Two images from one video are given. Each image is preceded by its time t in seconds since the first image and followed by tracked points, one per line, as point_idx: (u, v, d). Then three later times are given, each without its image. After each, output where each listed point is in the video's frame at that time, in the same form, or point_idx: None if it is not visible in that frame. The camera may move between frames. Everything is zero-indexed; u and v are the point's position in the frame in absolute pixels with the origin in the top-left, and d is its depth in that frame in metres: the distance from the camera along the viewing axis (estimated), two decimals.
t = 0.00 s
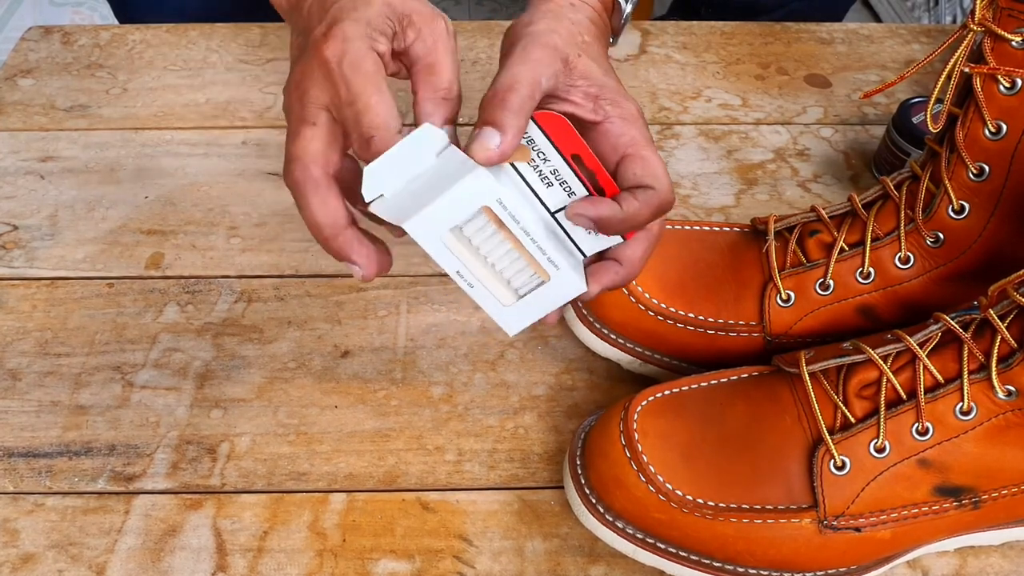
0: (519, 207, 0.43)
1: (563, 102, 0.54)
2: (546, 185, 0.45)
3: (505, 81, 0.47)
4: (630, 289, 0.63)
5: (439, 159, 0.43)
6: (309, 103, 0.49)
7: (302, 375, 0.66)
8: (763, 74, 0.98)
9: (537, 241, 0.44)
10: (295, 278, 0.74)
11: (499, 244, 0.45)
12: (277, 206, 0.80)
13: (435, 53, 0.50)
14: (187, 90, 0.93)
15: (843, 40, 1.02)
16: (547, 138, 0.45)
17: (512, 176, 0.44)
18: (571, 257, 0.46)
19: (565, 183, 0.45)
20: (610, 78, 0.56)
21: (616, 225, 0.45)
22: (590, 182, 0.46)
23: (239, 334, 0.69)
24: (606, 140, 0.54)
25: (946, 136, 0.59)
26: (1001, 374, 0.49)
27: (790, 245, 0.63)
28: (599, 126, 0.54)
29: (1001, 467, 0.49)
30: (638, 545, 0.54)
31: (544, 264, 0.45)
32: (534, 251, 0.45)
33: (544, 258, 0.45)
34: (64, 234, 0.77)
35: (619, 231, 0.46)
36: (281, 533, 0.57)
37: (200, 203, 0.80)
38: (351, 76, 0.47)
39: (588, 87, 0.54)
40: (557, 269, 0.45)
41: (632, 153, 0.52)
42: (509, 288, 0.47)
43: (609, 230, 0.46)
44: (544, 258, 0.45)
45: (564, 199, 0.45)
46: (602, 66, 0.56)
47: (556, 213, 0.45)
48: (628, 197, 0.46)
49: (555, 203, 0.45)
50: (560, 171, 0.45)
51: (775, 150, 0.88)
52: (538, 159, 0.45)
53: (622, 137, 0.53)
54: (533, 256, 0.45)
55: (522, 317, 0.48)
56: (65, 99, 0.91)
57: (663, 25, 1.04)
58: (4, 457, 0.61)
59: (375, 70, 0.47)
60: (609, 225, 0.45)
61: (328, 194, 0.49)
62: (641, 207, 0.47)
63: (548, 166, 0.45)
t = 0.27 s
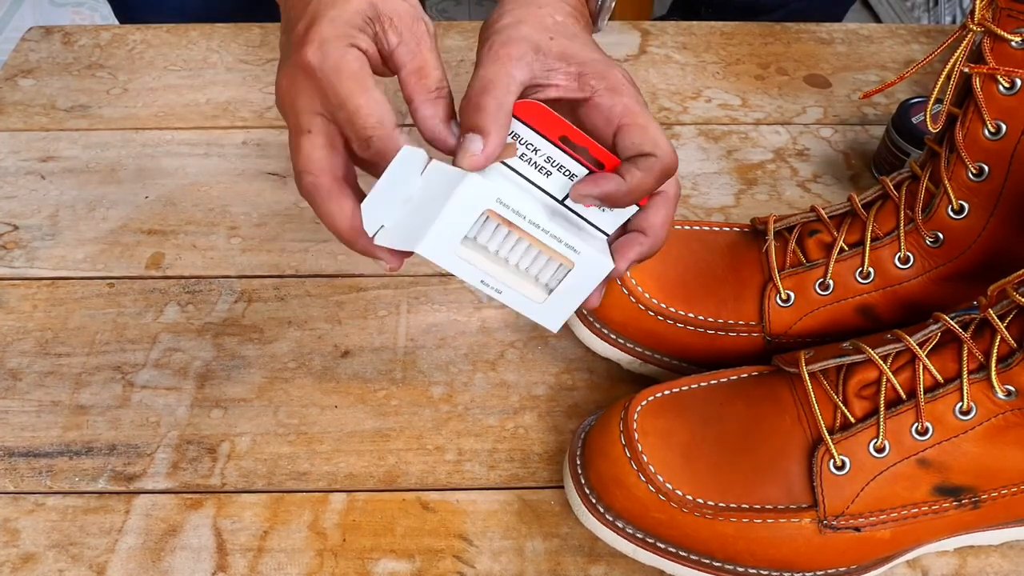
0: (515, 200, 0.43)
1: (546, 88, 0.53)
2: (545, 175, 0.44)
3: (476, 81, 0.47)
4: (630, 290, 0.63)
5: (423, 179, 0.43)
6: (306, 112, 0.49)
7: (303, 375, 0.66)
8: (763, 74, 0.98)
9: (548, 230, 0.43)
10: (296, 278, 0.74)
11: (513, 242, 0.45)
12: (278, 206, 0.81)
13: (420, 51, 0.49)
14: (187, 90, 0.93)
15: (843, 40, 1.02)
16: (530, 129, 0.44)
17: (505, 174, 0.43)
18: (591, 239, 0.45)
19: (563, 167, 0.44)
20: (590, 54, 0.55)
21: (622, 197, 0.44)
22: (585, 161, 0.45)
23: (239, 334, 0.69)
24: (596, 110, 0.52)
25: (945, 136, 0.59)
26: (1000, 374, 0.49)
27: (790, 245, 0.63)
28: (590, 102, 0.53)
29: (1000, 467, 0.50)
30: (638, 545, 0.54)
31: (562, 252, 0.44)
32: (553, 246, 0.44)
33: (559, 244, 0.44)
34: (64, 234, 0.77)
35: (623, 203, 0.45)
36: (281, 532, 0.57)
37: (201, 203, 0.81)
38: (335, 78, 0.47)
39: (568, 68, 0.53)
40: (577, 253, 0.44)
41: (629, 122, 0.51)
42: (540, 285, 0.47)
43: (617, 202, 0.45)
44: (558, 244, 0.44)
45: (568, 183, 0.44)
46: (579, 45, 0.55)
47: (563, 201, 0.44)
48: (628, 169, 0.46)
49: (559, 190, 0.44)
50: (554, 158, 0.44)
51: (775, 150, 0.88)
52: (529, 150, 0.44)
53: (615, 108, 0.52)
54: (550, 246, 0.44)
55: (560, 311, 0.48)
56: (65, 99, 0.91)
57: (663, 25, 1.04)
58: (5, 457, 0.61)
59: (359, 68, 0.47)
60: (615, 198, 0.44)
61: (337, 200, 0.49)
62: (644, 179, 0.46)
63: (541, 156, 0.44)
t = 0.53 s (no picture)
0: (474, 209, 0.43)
1: (553, 62, 0.53)
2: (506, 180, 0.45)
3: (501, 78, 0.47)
4: (630, 290, 0.63)
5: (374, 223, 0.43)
6: (299, 191, 0.53)
7: (303, 375, 0.66)
8: (763, 74, 0.98)
9: (515, 235, 0.43)
10: (296, 278, 0.74)
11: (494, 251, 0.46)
12: (278, 206, 0.80)
13: (378, 121, 0.48)
14: (187, 90, 0.93)
15: (843, 40, 1.02)
16: (477, 145, 0.45)
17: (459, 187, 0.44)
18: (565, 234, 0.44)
19: (519, 168, 0.45)
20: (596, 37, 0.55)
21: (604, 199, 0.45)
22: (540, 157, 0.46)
23: (239, 334, 0.69)
24: (595, 102, 0.53)
25: (946, 136, 0.59)
26: (1001, 373, 0.49)
27: (790, 245, 0.63)
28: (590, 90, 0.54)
29: (1001, 467, 0.49)
30: (638, 545, 0.54)
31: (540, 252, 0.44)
32: (525, 247, 0.44)
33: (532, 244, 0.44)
34: (64, 234, 0.77)
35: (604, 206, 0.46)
36: (281, 533, 0.57)
37: (200, 203, 0.80)
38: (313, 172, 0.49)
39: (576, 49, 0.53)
40: (553, 249, 0.44)
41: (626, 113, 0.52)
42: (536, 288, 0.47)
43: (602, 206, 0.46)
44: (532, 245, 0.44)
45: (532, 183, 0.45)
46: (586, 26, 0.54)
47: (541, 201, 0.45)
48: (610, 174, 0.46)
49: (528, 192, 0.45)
50: (509, 163, 0.45)
51: (775, 150, 0.88)
52: (483, 162, 0.45)
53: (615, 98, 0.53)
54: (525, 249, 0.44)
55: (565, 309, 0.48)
56: (65, 99, 0.91)
57: (663, 25, 1.04)
58: (4, 457, 0.61)
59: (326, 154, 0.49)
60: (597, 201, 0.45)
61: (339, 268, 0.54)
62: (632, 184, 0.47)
63: (496, 164, 0.45)
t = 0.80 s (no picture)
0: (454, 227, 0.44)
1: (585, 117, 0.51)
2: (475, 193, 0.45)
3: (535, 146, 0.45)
4: (630, 290, 0.63)
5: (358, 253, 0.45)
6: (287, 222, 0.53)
7: (302, 375, 0.66)
8: (763, 74, 0.98)
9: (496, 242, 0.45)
10: (295, 278, 0.74)
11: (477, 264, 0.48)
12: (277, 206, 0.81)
13: (345, 152, 0.47)
14: (187, 90, 0.93)
15: (843, 40, 1.02)
16: (440, 162, 0.44)
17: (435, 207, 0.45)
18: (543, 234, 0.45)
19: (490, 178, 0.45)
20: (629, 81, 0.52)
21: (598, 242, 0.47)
22: (506, 162, 0.45)
23: (239, 334, 0.69)
24: (625, 149, 0.51)
25: (946, 136, 0.59)
26: (1001, 374, 0.49)
27: (790, 245, 0.63)
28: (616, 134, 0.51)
29: (1000, 467, 0.50)
30: (638, 545, 0.54)
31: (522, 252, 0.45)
32: (508, 251, 0.45)
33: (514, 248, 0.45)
34: (63, 234, 0.77)
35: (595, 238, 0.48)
36: (281, 533, 0.57)
37: (200, 203, 0.80)
38: (294, 208, 0.50)
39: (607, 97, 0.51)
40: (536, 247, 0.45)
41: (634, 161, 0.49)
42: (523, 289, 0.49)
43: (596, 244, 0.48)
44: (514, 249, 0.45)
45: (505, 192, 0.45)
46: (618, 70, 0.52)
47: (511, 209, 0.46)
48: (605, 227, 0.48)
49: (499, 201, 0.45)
50: (478, 175, 0.44)
51: (775, 150, 0.88)
52: (452, 178, 0.44)
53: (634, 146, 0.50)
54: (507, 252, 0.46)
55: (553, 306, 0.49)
56: (65, 99, 0.91)
57: (663, 25, 1.04)
58: (4, 457, 0.61)
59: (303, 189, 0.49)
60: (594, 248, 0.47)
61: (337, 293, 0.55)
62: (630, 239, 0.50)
63: (464, 178, 0.44)
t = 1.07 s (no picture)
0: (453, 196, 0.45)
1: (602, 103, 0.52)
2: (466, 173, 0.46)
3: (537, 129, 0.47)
4: (630, 290, 0.63)
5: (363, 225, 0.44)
6: (259, 217, 0.51)
7: (302, 375, 0.66)
8: (763, 74, 0.98)
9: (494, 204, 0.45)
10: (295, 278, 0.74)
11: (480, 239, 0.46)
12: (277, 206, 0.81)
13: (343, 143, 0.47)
14: (187, 90, 0.93)
15: (843, 40, 1.02)
16: (431, 144, 0.45)
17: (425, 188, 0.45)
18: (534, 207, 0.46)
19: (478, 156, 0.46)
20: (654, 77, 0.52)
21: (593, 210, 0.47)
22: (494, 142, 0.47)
23: (239, 334, 0.69)
24: (634, 139, 0.51)
25: (946, 136, 0.59)
26: (1001, 374, 0.49)
27: (790, 245, 0.63)
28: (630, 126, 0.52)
29: (1000, 467, 0.49)
30: (638, 545, 0.54)
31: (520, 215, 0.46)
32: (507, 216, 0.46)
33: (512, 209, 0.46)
34: (63, 234, 0.77)
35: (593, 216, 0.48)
36: (281, 533, 0.57)
37: (200, 203, 0.80)
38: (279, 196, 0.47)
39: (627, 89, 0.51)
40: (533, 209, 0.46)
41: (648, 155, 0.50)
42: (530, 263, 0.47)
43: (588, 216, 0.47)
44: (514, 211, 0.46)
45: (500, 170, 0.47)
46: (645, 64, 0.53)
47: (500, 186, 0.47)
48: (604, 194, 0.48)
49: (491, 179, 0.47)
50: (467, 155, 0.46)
51: (775, 150, 0.88)
52: (443, 160, 0.45)
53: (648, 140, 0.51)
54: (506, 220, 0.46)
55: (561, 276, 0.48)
56: (65, 99, 0.91)
57: (663, 25, 1.04)
58: (4, 457, 0.61)
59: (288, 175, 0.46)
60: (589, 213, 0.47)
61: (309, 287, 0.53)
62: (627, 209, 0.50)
63: (455, 159, 0.46)
